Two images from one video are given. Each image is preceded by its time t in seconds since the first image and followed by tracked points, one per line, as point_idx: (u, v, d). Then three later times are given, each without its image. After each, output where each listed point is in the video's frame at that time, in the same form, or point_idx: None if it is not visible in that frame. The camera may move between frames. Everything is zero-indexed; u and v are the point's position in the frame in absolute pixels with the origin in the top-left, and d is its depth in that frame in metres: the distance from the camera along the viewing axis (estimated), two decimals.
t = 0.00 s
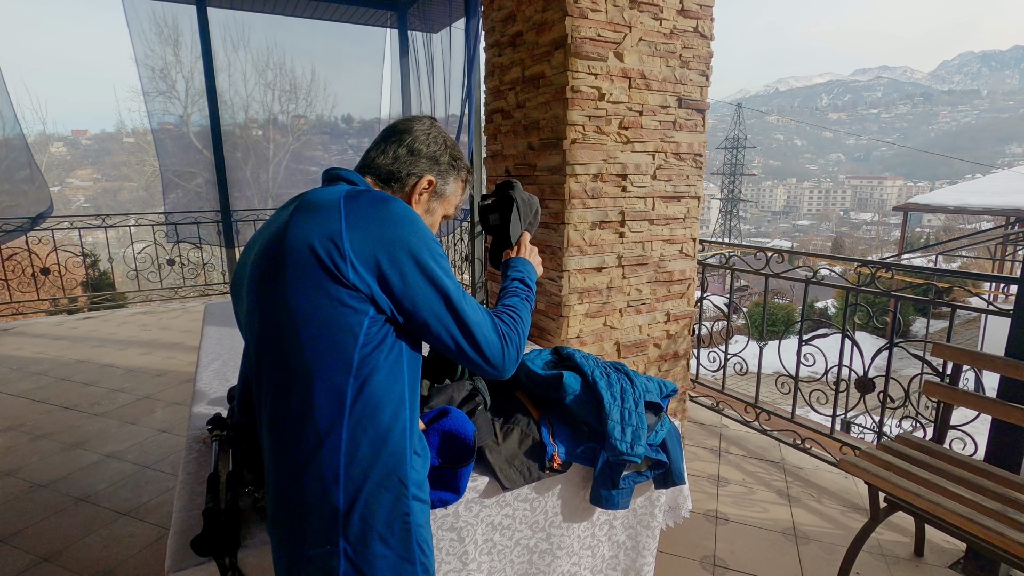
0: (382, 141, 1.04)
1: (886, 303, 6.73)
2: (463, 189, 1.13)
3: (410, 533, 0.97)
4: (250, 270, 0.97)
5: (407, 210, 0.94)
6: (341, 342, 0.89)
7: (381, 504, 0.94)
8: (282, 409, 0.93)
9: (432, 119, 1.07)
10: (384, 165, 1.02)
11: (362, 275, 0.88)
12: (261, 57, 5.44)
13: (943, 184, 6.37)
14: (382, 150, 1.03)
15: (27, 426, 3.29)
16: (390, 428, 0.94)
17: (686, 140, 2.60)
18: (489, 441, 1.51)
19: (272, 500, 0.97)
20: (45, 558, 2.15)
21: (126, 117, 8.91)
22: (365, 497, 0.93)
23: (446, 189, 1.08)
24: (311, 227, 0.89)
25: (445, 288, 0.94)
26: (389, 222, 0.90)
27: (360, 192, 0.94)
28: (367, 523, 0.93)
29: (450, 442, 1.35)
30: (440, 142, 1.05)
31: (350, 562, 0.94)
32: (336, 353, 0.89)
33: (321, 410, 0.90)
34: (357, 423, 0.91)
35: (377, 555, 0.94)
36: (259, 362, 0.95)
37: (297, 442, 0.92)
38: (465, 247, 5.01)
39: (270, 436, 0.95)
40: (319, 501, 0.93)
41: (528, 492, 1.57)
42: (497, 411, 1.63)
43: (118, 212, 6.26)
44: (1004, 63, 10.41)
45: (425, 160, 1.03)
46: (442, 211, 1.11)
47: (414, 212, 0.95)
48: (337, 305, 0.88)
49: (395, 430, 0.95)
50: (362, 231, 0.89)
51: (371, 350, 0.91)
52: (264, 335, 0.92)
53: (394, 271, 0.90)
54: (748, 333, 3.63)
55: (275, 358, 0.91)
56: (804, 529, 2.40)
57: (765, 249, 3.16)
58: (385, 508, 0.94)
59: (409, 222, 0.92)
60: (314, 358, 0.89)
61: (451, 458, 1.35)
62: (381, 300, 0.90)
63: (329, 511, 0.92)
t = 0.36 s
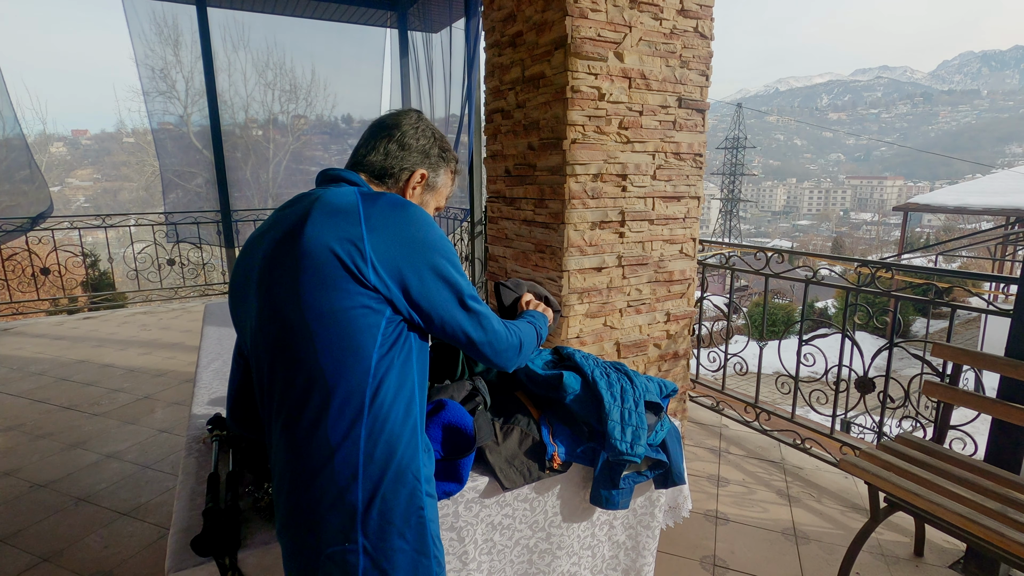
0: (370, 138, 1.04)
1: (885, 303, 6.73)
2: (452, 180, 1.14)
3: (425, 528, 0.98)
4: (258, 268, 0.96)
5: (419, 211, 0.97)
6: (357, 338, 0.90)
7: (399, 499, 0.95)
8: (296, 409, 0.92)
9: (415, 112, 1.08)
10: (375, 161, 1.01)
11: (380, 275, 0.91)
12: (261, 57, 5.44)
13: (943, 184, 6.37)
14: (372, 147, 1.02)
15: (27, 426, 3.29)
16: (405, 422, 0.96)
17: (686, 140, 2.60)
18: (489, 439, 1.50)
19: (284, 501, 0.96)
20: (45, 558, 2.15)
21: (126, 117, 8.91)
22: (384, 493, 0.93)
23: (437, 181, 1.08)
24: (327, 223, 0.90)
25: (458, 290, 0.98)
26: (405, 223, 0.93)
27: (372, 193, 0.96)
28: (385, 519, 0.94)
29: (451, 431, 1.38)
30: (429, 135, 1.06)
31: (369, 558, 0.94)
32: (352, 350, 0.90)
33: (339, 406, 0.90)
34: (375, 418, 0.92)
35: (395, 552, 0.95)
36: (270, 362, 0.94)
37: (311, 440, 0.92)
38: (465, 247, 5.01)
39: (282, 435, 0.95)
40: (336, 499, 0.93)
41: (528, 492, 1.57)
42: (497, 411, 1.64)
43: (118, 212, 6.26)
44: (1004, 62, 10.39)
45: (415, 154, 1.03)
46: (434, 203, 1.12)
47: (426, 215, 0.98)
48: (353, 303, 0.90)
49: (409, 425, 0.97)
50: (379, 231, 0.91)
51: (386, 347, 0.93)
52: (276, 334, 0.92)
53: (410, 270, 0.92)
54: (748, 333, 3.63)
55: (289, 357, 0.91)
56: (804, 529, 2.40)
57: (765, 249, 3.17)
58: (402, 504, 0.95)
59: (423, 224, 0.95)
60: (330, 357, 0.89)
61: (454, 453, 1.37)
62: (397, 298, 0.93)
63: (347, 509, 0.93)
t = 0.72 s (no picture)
0: (373, 137, 1.04)
1: (885, 303, 6.73)
2: (457, 179, 1.14)
3: (416, 532, 0.99)
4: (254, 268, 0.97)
5: (395, 223, 0.90)
6: (321, 351, 0.87)
7: (383, 505, 0.95)
8: (280, 416, 0.92)
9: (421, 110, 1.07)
10: (378, 160, 1.01)
11: (346, 289, 0.85)
12: (261, 57, 5.44)
13: (943, 184, 6.36)
14: (375, 146, 1.02)
15: (27, 426, 3.29)
16: (383, 436, 0.94)
17: (686, 140, 2.60)
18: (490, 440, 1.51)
19: (276, 500, 0.98)
20: (45, 558, 2.16)
21: (126, 117, 8.90)
22: (369, 499, 0.94)
23: (440, 181, 1.08)
24: (301, 229, 0.88)
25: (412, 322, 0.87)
26: (373, 236, 0.86)
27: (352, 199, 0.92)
28: (373, 524, 0.95)
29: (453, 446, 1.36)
30: (432, 135, 1.05)
31: (356, 563, 0.94)
32: (329, 363, 0.88)
33: (313, 414, 0.90)
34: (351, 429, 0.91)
35: (382, 557, 0.96)
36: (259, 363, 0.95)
37: (292, 446, 0.92)
38: (465, 247, 5.01)
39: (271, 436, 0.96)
40: (320, 505, 0.93)
41: (528, 492, 1.57)
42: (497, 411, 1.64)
43: (118, 213, 6.26)
44: (1004, 62, 10.37)
45: (418, 153, 1.03)
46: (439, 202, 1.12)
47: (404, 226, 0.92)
48: (315, 313, 0.86)
49: (388, 440, 0.95)
50: (347, 241, 0.86)
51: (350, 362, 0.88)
52: (260, 341, 0.91)
53: (370, 289, 0.85)
54: (748, 333, 3.63)
55: (268, 360, 0.91)
56: (804, 529, 2.40)
57: (765, 249, 3.17)
58: (386, 510, 0.96)
59: (392, 239, 0.87)
60: (307, 368, 0.88)
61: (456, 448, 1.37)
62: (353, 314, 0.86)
63: (331, 515, 0.93)
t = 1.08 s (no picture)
0: (376, 136, 1.01)
1: (885, 303, 6.73)
2: (469, 174, 1.06)
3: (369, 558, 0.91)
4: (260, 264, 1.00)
5: (337, 232, 0.78)
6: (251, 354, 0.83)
7: (325, 527, 0.87)
8: (234, 408, 0.91)
9: (424, 104, 1.03)
10: (374, 157, 0.99)
11: (268, 291, 0.79)
12: (261, 57, 5.45)
13: (942, 184, 6.36)
14: (377, 143, 1.00)
15: (27, 426, 3.29)
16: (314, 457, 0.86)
17: (686, 140, 2.60)
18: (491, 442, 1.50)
19: (245, 495, 0.96)
20: (45, 558, 2.16)
21: (126, 117, 8.90)
22: (315, 518, 0.85)
23: (443, 176, 1.01)
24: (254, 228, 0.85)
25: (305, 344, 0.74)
26: (300, 239, 0.77)
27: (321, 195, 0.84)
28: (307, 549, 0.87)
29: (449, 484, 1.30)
30: (431, 128, 1.00)
31: None
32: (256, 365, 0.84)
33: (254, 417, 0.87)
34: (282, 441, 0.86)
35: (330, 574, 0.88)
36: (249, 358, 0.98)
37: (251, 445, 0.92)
38: (466, 247, 5.02)
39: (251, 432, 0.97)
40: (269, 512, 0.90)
41: (528, 493, 1.57)
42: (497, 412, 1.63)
43: (118, 213, 6.27)
44: (1004, 63, 10.35)
45: (415, 146, 0.98)
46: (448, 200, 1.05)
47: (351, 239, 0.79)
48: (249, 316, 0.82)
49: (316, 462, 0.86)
50: (276, 239, 0.79)
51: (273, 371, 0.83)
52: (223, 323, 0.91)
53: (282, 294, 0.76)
54: (748, 333, 3.63)
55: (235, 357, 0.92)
56: (804, 529, 2.40)
57: (765, 249, 3.17)
58: (327, 532, 0.87)
59: (320, 247, 0.76)
60: (242, 366, 0.85)
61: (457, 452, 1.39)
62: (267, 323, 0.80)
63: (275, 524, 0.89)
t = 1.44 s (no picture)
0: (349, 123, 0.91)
1: (885, 303, 6.73)
2: (451, 155, 0.91)
3: None
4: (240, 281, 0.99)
5: (271, 245, 0.73)
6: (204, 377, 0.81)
7: (275, 556, 0.82)
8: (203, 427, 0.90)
9: (399, 77, 0.90)
10: (341, 148, 0.90)
11: (210, 309, 0.75)
12: (261, 57, 5.43)
13: (942, 184, 6.36)
14: (345, 130, 0.91)
15: (27, 426, 3.29)
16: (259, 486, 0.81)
17: (686, 140, 2.60)
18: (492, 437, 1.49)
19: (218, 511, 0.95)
20: (46, 558, 2.16)
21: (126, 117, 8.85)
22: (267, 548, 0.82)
23: (414, 160, 0.87)
24: (208, 245, 0.82)
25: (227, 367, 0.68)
26: (235, 252, 0.73)
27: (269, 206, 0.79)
28: None
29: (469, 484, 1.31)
30: (396, 106, 0.86)
31: None
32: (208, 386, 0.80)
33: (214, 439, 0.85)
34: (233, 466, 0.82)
35: None
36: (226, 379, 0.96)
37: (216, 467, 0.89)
38: (466, 247, 5.02)
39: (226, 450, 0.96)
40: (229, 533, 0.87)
41: (528, 493, 1.57)
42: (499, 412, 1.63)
43: (118, 213, 6.28)
44: (1004, 63, 10.33)
45: (378, 129, 0.87)
46: (429, 188, 0.91)
47: (289, 252, 0.74)
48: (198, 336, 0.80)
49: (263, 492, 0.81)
50: (216, 255, 0.75)
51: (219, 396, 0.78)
52: (187, 344, 0.88)
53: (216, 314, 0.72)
54: (748, 333, 3.63)
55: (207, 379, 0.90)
56: (804, 529, 2.40)
57: (765, 249, 3.18)
58: (276, 565, 0.83)
59: (250, 263, 0.71)
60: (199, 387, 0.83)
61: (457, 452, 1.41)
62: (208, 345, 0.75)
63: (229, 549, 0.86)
